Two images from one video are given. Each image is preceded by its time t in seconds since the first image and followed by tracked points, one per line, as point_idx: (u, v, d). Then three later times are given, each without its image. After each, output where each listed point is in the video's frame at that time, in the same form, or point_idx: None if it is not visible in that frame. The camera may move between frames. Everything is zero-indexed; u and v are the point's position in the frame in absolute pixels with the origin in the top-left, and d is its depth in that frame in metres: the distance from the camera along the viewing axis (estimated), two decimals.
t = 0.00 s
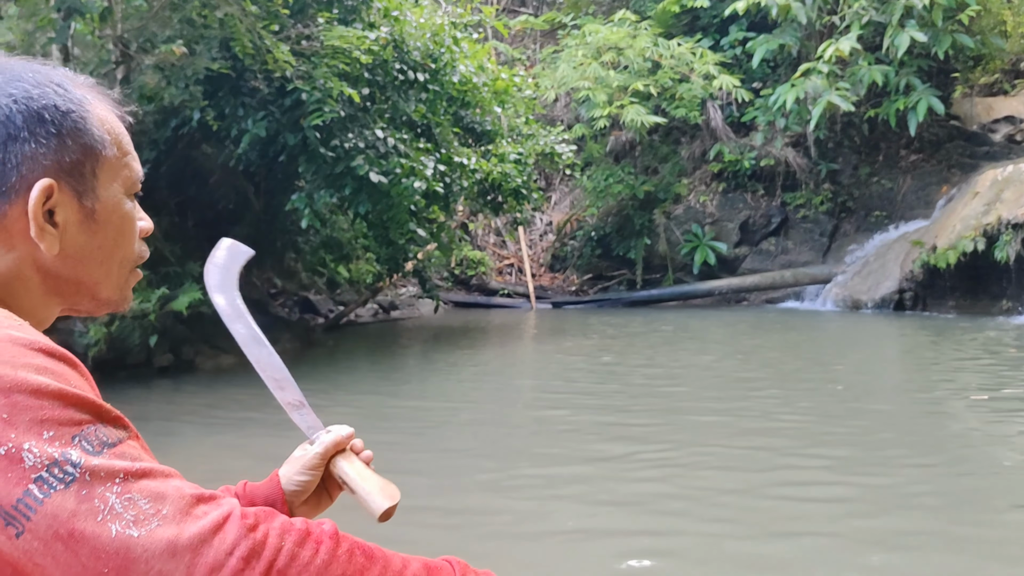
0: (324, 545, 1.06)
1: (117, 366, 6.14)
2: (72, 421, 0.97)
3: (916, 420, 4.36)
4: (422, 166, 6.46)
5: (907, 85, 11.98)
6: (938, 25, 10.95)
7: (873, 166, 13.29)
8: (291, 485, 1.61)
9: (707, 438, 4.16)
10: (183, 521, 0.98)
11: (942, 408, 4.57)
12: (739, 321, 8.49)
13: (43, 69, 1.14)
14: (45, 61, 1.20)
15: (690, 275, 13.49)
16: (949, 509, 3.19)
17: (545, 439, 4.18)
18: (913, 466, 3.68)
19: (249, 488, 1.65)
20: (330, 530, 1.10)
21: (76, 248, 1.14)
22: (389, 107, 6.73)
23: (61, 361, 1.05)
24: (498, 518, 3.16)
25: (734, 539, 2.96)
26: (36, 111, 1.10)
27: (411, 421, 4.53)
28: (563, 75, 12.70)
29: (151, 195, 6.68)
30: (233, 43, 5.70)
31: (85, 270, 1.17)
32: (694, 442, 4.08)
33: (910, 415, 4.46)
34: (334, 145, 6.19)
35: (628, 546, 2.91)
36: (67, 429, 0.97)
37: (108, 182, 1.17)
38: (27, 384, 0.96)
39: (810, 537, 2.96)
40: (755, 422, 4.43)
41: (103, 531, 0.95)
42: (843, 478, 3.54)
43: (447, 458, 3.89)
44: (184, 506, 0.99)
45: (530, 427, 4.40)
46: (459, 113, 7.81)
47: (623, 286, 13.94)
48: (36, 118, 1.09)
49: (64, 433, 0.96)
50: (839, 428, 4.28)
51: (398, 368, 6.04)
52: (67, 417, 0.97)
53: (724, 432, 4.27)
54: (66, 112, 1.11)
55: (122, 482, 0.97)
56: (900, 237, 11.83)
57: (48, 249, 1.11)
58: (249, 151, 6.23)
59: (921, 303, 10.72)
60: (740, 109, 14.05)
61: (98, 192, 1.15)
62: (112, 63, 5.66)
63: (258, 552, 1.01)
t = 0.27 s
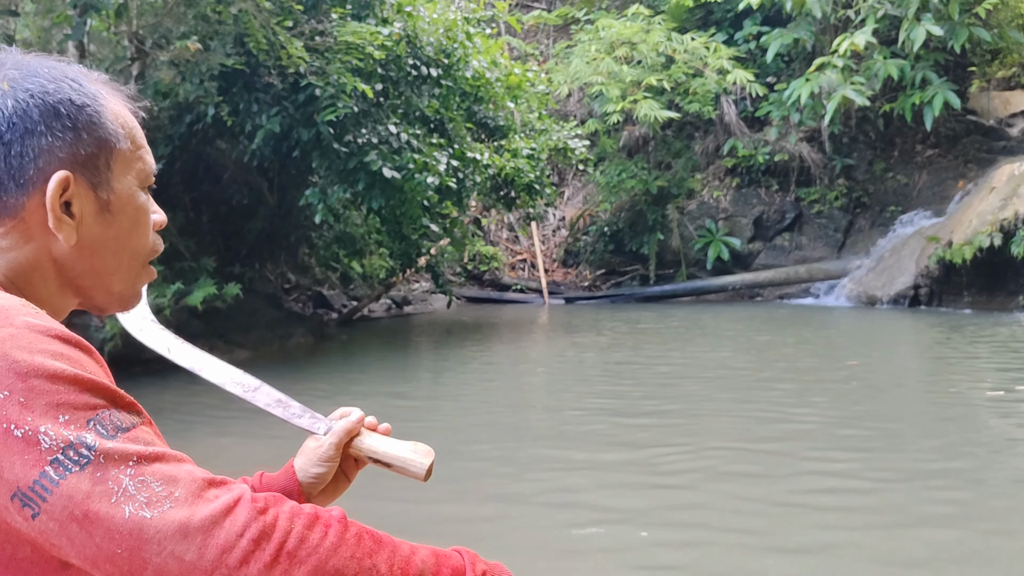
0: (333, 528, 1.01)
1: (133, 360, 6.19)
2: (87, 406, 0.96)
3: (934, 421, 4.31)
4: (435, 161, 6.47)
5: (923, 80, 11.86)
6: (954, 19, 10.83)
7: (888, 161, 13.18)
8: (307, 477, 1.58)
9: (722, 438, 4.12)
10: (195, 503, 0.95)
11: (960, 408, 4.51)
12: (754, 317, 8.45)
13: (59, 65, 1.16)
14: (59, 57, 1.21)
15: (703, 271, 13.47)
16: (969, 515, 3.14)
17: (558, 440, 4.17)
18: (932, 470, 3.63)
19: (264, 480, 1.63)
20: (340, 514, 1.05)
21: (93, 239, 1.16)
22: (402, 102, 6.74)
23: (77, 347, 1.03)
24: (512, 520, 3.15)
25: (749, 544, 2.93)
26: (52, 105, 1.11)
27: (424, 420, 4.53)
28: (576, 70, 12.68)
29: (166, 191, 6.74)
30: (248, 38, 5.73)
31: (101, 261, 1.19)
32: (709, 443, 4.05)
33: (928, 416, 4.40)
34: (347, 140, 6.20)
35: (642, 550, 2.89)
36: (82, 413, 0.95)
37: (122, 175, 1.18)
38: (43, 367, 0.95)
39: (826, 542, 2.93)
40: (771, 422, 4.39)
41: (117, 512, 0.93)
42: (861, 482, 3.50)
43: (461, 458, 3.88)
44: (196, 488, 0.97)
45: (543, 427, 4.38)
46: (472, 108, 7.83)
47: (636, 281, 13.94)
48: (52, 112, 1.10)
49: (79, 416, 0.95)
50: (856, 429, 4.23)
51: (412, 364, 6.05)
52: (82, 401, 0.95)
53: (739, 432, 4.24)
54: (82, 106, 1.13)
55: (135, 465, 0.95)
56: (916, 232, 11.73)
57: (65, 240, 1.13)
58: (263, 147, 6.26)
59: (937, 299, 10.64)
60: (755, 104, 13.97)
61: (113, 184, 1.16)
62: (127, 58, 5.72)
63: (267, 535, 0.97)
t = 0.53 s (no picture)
0: (336, 520, 1.02)
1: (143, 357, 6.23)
2: (93, 396, 0.97)
3: (941, 419, 4.30)
4: (443, 157, 6.47)
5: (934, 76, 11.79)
6: (965, 15, 10.74)
7: (898, 158, 13.11)
8: (313, 458, 1.65)
9: (728, 437, 4.13)
10: (200, 493, 0.96)
11: (967, 406, 4.49)
12: (761, 314, 8.44)
13: (70, 64, 1.16)
14: (67, 56, 1.22)
15: (712, 268, 13.46)
16: (974, 514, 3.14)
17: (564, 437, 4.18)
18: (938, 468, 3.62)
19: (273, 463, 1.70)
20: (343, 507, 1.07)
21: (102, 235, 1.18)
22: (411, 99, 6.74)
23: (83, 339, 1.04)
24: (517, 518, 3.16)
25: (753, 544, 2.93)
26: (64, 102, 1.11)
27: (431, 417, 4.54)
28: (584, 67, 12.67)
29: (174, 187, 6.77)
30: (256, 35, 5.74)
31: (109, 256, 1.21)
32: (715, 441, 4.05)
33: (935, 414, 4.39)
34: (355, 137, 6.21)
35: (646, 549, 2.89)
36: (88, 403, 0.96)
37: (130, 172, 1.19)
38: (50, 358, 0.96)
39: (831, 542, 2.93)
40: (777, 421, 4.38)
41: (122, 501, 0.94)
42: (866, 480, 3.50)
43: (466, 455, 3.90)
44: (201, 479, 0.98)
45: (549, 425, 4.39)
46: (480, 105, 7.82)
47: (644, 278, 13.94)
48: (64, 109, 1.11)
49: (85, 407, 0.96)
50: (862, 427, 4.23)
51: (419, 360, 6.07)
52: (88, 392, 0.96)
53: (745, 430, 4.24)
54: (93, 104, 1.13)
55: (141, 455, 0.96)
56: (926, 229, 11.67)
57: (75, 234, 1.14)
58: (272, 144, 6.28)
59: (946, 296, 10.59)
60: (764, 100, 13.92)
61: (122, 181, 1.18)
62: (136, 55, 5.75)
63: (271, 526, 0.98)
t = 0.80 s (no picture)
0: (337, 516, 1.03)
1: (143, 353, 6.23)
2: (92, 396, 0.97)
3: (941, 417, 4.30)
4: (443, 154, 6.47)
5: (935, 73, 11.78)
6: (966, 12, 10.72)
7: (899, 155, 13.11)
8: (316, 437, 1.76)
9: (727, 434, 4.13)
10: (201, 492, 0.97)
11: (967, 403, 4.49)
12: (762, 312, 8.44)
13: (67, 58, 1.16)
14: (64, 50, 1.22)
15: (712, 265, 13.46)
16: (974, 511, 3.13)
17: (564, 435, 4.18)
18: (938, 465, 3.62)
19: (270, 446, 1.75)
20: (343, 502, 1.07)
21: (97, 232, 1.18)
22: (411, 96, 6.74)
23: (81, 338, 1.04)
24: (517, 514, 3.16)
25: (753, 538, 2.93)
26: (62, 98, 1.12)
27: (431, 415, 4.55)
28: (585, 64, 12.67)
29: (175, 184, 6.76)
30: (257, 32, 5.73)
31: (104, 253, 1.21)
32: (715, 438, 4.05)
33: (935, 411, 4.39)
34: (356, 134, 6.20)
35: (646, 544, 2.89)
36: (87, 404, 0.96)
37: (126, 168, 1.19)
38: (49, 359, 0.95)
39: (830, 537, 2.93)
40: (777, 418, 4.39)
41: (124, 501, 0.94)
42: (866, 477, 3.50)
43: (466, 452, 3.90)
44: (202, 477, 0.98)
45: (549, 423, 4.40)
46: (481, 102, 7.81)
47: (644, 275, 13.96)
48: (62, 104, 1.11)
49: (85, 407, 0.96)
50: (863, 424, 4.23)
51: (419, 357, 6.08)
52: (87, 393, 0.96)
53: (745, 428, 4.24)
54: (90, 100, 1.14)
55: (141, 455, 0.96)
56: (926, 226, 11.66)
57: (71, 231, 1.14)
58: (273, 141, 6.28)
59: (947, 294, 10.59)
60: (764, 97, 13.91)
61: (118, 178, 1.18)
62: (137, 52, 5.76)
63: (273, 522, 0.98)
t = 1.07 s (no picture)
0: (329, 506, 1.03)
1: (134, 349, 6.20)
2: (83, 387, 0.96)
3: (933, 415, 4.31)
4: (436, 152, 6.46)
5: (926, 73, 11.82)
6: (958, 12, 10.76)
7: (890, 155, 13.17)
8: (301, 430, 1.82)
9: (720, 431, 4.13)
10: (193, 482, 0.96)
11: (957, 402, 4.52)
12: (754, 310, 8.47)
13: (63, 52, 1.16)
14: (60, 44, 1.22)
15: (705, 264, 13.50)
16: (966, 508, 3.14)
17: (557, 433, 4.18)
18: (930, 463, 3.64)
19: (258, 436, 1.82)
20: (334, 494, 1.07)
21: (87, 225, 1.17)
22: (404, 93, 6.74)
23: (70, 330, 1.03)
24: (510, 513, 3.16)
25: (745, 537, 2.93)
26: (56, 91, 1.12)
27: (424, 413, 4.54)
28: (578, 62, 12.68)
29: (166, 180, 6.72)
30: (250, 29, 5.70)
31: (94, 248, 1.20)
32: (707, 436, 4.06)
33: (926, 409, 4.41)
34: (348, 131, 6.20)
35: (639, 543, 2.89)
36: (78, 394, 0.96)
37: (119, 163, 1.19)
38: (38, 349, 0.95)
39: (823, 536, 2.93)
40: (769, 416, 4.39)
41: (115, 492, 0.93)
42: (858, 475, 3.51)
43: (459, 450, 3.90)
44: (193, 468, 0.97)
45: (542, 420, 4.40)
46: (474, 99, 7.81)
47: (637, 274, 13.99)
48: (56, 97, 1.11)
49: (75, 399, 0.95)
50: (855, 423, 4.24)
51: (412, 354, 6.08)
52: (77, 383, 0.96)
53: (738, 426, 4.25)
54: (85, 93, 1.14)
55: (132, 445, 0.95)
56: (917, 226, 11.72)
57: (61, 225, 1.13)
58: (266, 138, 6.26)
59: (938, 293, 10.65)
60: (757, 97, 13.95)
61: (110, 172, 1.18)
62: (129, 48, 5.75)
63: (264, 513, 0.98)
